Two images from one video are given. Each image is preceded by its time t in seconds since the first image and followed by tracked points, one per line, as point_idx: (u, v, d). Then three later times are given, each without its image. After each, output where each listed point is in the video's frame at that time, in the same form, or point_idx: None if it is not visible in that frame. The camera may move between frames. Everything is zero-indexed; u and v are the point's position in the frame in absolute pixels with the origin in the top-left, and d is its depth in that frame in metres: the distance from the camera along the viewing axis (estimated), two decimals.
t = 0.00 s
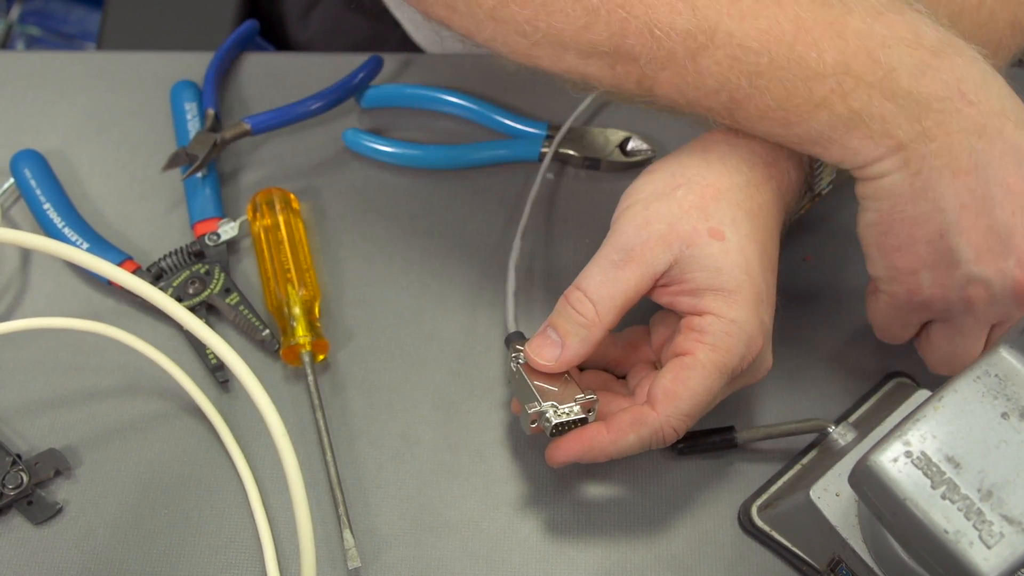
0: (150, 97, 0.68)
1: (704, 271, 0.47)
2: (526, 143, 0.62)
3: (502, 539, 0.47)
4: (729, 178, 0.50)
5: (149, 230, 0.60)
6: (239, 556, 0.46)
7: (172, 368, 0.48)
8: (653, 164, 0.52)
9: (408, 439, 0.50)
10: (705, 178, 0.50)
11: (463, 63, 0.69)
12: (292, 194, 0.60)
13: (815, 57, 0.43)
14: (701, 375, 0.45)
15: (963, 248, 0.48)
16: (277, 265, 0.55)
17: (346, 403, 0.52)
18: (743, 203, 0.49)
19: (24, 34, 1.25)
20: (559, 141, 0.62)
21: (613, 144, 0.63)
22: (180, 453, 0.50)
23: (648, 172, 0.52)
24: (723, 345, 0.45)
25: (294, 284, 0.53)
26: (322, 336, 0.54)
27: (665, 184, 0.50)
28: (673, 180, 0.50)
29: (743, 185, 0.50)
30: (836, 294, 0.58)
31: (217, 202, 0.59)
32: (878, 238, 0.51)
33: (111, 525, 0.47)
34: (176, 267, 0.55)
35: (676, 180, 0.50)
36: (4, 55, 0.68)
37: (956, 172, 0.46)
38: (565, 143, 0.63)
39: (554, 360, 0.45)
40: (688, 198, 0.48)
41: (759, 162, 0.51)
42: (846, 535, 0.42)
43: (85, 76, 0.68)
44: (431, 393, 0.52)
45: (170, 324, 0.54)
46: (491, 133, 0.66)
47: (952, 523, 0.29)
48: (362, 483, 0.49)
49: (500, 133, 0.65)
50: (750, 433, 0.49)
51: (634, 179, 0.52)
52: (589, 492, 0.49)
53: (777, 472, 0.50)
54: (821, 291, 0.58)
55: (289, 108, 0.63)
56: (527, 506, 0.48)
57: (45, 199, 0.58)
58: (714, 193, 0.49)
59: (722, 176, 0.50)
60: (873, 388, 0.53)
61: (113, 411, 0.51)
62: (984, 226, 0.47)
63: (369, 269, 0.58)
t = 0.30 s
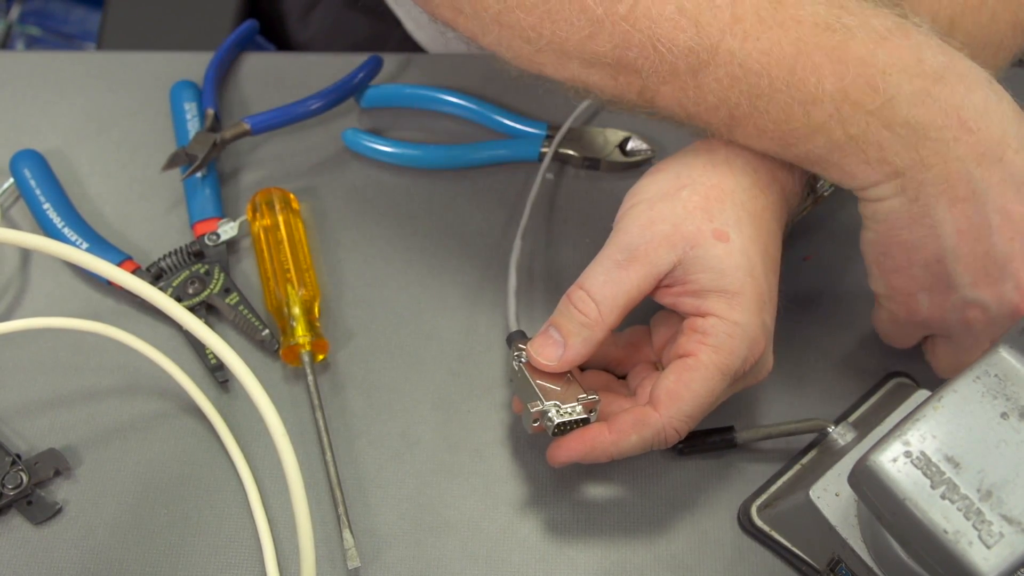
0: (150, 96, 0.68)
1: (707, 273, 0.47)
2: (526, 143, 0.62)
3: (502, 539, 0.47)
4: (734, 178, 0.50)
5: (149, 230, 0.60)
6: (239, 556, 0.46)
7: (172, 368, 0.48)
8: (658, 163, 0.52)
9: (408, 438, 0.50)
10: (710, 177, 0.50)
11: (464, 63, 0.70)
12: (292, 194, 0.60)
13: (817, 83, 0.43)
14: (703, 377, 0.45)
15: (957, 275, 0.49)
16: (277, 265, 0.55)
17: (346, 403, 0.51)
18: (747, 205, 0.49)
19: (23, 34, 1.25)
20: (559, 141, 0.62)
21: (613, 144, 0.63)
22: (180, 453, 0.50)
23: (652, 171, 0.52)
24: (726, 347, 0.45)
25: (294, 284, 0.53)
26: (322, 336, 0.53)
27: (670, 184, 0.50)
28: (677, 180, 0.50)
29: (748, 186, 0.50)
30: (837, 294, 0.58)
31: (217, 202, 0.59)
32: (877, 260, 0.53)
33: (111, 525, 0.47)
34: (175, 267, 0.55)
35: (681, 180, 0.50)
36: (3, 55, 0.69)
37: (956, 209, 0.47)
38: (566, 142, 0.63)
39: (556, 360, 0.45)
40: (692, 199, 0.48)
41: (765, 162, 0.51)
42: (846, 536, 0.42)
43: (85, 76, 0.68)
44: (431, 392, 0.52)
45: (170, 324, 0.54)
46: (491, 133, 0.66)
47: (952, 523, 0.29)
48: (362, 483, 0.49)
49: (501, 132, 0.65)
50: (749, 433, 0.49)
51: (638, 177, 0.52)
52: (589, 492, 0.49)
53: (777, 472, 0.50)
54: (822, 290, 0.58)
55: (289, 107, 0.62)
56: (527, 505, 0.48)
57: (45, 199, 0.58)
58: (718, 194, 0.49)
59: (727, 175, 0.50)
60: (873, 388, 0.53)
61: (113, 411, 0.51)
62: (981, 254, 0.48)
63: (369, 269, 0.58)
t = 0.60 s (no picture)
0: (150, 96, 0.68)
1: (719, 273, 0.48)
2: (526, 143, 0.62)
3: (502, 538, 0.47)
4: (743, 181, 0.52)
5: (149, 231, 0.60)
6: (239, 556, 0.46)
7: (172, 368, 0.48)
8: (667, 164, 0.53)
9: (408, 438, 0.50)
10: (720, 181, 0.51)
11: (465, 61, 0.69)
12: (292, 194, 0.60)
13: None
14: (713, 368, 0.45)
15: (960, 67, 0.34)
16: (277, 265, 0.55)
17: (346, 403, 0.52)
18: (758, 208, 0.50)
19: (23, 34, 1.26)
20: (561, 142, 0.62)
21: (613, 144, 0.63)
22: (180, 453, 0.50)
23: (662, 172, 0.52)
24: (736, 341, 0.45)
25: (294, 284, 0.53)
26: (322, 336, 0.53)
27: (682, 185, 0.51)
28: (689, 182, 0.51)
29: (756, 189, 0.51)
30: (838, 294, 0.58)
31: (217, 202, 0.59)
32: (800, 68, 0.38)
33: (111, 525, 0.47)
34: (175, 267, 0.55)
35: (692, 182, 0.51)
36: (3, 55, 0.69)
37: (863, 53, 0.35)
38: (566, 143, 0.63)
39: (575, 364, 0.44)
40: (704, 202, 0.50)
41: (771, 170, 0.53)
42: (847, 535, 0.43)
43: (85, 76, 0.68)
44: (431, 392, 0.52)
45: (170, 324, 0.54)
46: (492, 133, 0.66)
47: (952, 523, 0.29)
48: (362, 483, 0.49)
49: (502, 132, 0.65)
50: (750, 433, 0.49)
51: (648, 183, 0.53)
52: (589, 492, 0.49)
53: (777, 472, 0.50)
54: (822, 290, 0.58)
55: (291, 108, 0.62)
56: (527, 505, 0.48)
57: (45, 200, 0.58)
58: (729, 197, 0.50)
59: (737, 181, 0.52)
60: (873, 388, 0.53)
61: (113, 411, 0.51)
62: None
63: (369, 269, 0.58)
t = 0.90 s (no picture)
0: (151, 96, 0.68)
1: (734, 286, 0.47)
2: (527, 142, 0.62)
3: (502, 538, 0.47)
4: (755, 191, 0.51)
5: (149, 230, 0.60)
6: (239, 556, 0.46)
7: (172, 368, 0.48)
8: (674, 175, 0.53)
9: (408, 438, 0.50)
10: (733, 190, 0.51)
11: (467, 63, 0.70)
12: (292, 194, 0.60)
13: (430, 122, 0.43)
14: (722, 376, 0.44)
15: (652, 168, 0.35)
16: (277, 265, 0.55)
17: (347, 403, 0.51)
18: (770, 217, 0.50)
19: (24, 34, 1.26)
20: (562, 142, 0.62)
21: (613, 144, 0.63)
22: (179, 453, 0.50)
23: (672, 184, 0.52)
24: (749, 352, 0.45)
25: (294, 284, 0.53)
26: (322, 336, 0.54)
27: (694, 197, 0.50)
28: (702, 193, 0.51)
29: (768, 198, 0.51)
30: (838, 294, 0.58)
31: (217, 202, 0.59)
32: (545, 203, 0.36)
33: (111, 525, 0.47)
34: (175, 267, 0.55)
35: (706, 193, 0.51)
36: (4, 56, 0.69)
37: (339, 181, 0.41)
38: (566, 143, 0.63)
39: (598, 382, 0.44)
40: (718, 212, 0.49)
41: (782, 175, 0.52)
42: (845, 535, 0.42)
43: (85, 76, 0.68)
44: (431, 392, 0.52)
45: (170, 324, 0.54)
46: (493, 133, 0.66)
47: (952, 524, 0.29)
48: (362, 483, 0.49)
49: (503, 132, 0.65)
50: (749, 433, 0.49)
51: (658, 191, 0.53)
52: (589, 492, 0.49)
53: (777, 472, 0.50)
54: (822, 289, 0.58)
55: (290, 106, 0.63)
56: (527, 505, 0.48)
57: (45, 200, 0.58)
58: (743, 206, 0.50)
59: (754, 191, 0.51)
60: (873, 387, 0.53)
61: (113, 411, 0.51)
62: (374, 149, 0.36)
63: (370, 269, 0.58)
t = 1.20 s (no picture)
0: (150, 96, 0.68)
1: (737, 287, 0.47)
2: (527, 142, 0.62)
3: (502, 538, 0.47)
4: (754, 190, 0.51)
5: (149, 230, 0.60)
6: (238, 556, 0.46)
7: (172, 368, 0.48)
8: (674, 175, 0.53)
9: (408, 438, 0.50)
10: (733, 190, 0.50)
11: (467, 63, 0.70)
12: (291, 194, 0.60)
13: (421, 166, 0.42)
14: (730, 379, 0.44)
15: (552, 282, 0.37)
16: (277, 264, 0.55)
17: (346, 403, 0.51)
18: (770, 217, 0.50)
19: (24, 34, 1.25)
20: (562, 142, 0.62)
21: (613, 144, 0.63)
22: (179, 453, 0.50)
23: (671, 185, 0.52)
24: (756, 354, 0.45)
25: (294, 284, 0.53)
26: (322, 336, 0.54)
27: (694, 197, 0.50)
28: (702, 192, 0.50)
29: (768, 197, 0.51)
30: (837, 294, 0.58)
31: (217, 202, 0.59)
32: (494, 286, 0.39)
33: (111, 525, 0.47)
34: (175, 267, 0.55)
35: (705, 193, 0.50)
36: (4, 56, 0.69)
37: (346, 222, 0.38)
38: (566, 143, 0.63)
39: (593, 380, 0.43)
40: (719, 212, 0.49)
41: (781, 175, 0.52)
42: (845, 535, 0.42)
43: (85, 76, 0.68)
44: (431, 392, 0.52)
45: (170, 324, 0.54)
46: (493, 132, 0.66)
47: (952, 523, 0.29)
48: (362, 483, 0.49)
49: (504, 132, 0.65)
50: (750, 433, 0.49)
51: (657, 191, 0.52)
52: (590, 492, 0.49)
53: (777, 472, 0.50)
54: (822, 289, 0.58)
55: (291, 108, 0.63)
56: (527, 505, 0.48)
57: (45, 200, 0.58)
58: (743, 206, 0.50)
59: (755, 191, 0.51)
60: (873, 387, 0.53)
61: (113, 411, 0.51)
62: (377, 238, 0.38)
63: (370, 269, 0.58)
